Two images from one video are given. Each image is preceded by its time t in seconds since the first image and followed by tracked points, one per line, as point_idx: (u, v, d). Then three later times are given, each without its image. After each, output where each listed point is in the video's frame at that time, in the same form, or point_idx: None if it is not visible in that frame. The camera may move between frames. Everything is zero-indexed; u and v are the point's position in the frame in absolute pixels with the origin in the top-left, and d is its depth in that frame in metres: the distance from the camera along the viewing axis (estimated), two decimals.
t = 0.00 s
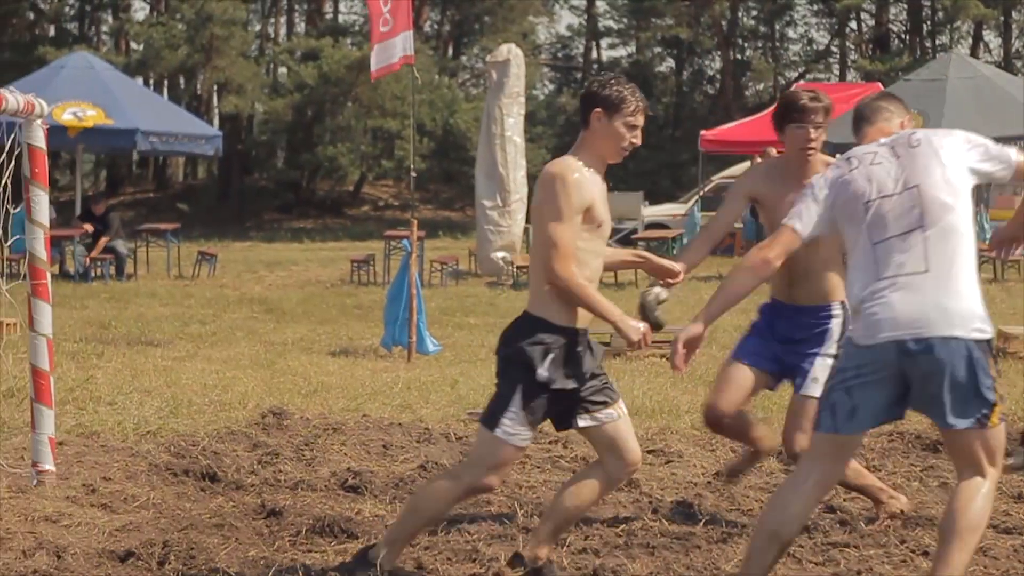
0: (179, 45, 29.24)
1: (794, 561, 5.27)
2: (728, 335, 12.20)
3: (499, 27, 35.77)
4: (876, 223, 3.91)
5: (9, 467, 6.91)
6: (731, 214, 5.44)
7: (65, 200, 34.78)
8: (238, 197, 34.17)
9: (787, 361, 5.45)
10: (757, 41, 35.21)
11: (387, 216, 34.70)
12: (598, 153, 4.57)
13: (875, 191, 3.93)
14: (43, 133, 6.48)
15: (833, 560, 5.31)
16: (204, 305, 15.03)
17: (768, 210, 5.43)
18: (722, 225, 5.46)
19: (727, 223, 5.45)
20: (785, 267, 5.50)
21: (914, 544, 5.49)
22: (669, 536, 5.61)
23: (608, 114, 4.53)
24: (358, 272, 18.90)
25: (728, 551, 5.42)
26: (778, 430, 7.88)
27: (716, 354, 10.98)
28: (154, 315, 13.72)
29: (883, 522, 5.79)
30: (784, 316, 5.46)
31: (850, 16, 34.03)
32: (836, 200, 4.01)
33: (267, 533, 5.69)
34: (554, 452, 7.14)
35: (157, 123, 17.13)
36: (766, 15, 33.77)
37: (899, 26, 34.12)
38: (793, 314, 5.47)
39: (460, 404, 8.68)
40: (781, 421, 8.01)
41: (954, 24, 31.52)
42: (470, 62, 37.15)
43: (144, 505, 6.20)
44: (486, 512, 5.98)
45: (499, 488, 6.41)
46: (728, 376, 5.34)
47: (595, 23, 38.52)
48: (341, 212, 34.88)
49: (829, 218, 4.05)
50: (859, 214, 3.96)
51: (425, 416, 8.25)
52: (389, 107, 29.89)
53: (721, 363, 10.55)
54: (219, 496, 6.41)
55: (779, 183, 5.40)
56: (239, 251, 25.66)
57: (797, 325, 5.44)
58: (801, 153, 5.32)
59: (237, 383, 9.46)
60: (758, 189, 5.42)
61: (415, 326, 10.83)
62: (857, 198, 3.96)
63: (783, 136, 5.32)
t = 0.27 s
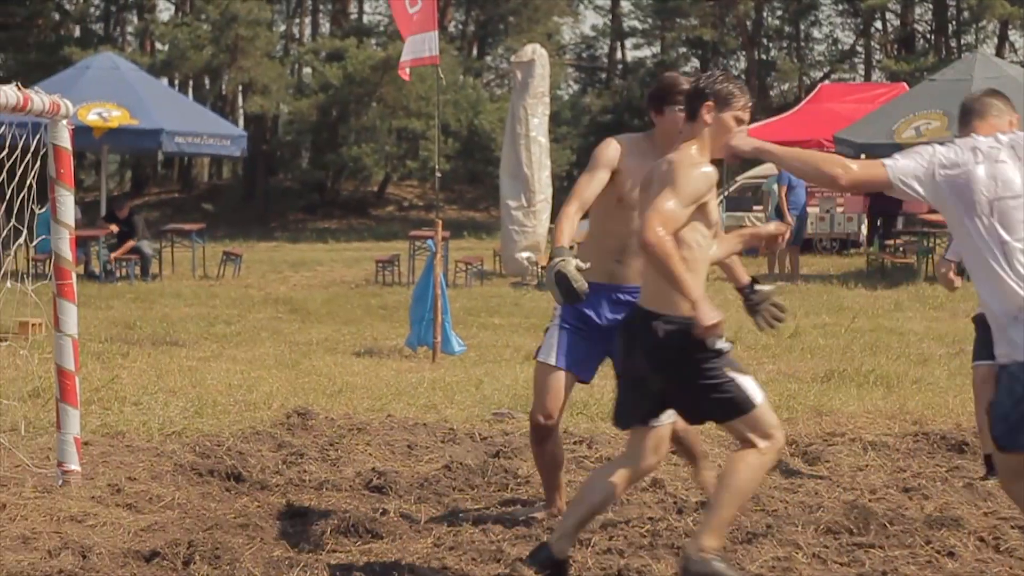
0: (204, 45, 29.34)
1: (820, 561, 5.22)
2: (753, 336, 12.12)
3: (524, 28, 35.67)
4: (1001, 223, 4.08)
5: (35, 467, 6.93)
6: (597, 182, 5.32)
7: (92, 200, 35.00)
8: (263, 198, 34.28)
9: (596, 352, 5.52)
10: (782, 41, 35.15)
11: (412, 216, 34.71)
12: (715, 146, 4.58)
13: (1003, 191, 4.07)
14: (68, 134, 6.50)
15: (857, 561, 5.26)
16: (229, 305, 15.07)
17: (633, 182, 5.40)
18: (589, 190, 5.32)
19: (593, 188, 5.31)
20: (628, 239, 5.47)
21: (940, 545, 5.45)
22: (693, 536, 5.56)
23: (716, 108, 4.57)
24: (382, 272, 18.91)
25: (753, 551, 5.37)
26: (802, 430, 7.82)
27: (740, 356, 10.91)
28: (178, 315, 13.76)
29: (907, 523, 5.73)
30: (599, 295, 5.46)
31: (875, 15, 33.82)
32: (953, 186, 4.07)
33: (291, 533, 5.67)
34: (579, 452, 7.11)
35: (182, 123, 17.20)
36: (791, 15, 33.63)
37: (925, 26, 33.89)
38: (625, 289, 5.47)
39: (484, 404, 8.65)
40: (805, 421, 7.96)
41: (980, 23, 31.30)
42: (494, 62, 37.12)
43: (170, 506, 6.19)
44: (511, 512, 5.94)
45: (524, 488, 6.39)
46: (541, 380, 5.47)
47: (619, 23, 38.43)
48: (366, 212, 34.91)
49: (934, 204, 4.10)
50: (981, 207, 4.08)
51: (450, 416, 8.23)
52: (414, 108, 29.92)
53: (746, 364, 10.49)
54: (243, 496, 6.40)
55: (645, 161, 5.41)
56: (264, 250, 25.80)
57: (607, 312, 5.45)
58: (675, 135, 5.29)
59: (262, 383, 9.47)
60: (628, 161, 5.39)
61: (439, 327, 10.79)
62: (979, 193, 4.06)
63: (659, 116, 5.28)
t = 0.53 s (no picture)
0: (218, 45, 29.37)
1: (834, 562, 5.19)
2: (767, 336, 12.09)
3: (538, 28, 35.59)
4: None
5: (49, 467, 6.94)
6: (575, 168, 5.08)
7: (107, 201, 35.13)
8: (277, 199, 34.35)
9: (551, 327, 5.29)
10: (796, 41, 35.07)
11: (425, 217, 34.72)
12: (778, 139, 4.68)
13: None
14: (83, 135, 6.50)
15: (871, 561, 5.23)
16: (242, 305, 15.11)
17: (601, 167, 5.18)
18: (564, 175, 5.07)
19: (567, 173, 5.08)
20: (591, 224, 5.23)
21: (954, 544, 5.42)
22: (707, 537, 5.54)
23: (779, 100, 4.64)
24: (396, 272, 18.94)
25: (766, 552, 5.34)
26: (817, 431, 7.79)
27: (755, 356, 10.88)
28: (193, 316, 13.80)
29: (921, 524, 5.70)
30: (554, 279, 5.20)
31: (889, 15, 33.67)
32: (1005, 200, 5.12)
33: (305, 533, 5.66)
34: (593, 453, 7.09)
35: (196, 123, 17.21)
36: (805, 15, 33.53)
37: (938, 26, 33.71)
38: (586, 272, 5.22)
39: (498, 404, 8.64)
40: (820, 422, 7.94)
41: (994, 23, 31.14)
42: (507, 62, 37.11)
43: (183, 505, 6.19)
44: (525, 512, 5.92)
45: (537, 488, 6.38)
46: (508, 366, 5.21)
47: (633, 23, 38.35)
48: (379, 213, 34.94)
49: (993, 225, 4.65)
50: None
51: (463, 416, 8.22)
52: (428, 108, 29.97)
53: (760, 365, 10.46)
54: (258, 496, 6.39)
55: (610, 146, 5.23)
56: (278, 251, 25.88)
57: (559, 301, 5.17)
58: (640, 121, 5.17)
59: (276, 383, 9.47)
60: (599, 144, 5.18)
61: (453, 328, 10.77)
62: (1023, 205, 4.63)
63: (625, 100, 5.15)
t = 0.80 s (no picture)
0: (231, 46, 29.39)
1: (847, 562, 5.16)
2: (780, 336, 12.05)
3: (552, 28, 35.50)
4: None
5: (63, 467, 6.95)
6: (553, 219, 5.01)
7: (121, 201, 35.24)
8: (290, 199, 34.39)
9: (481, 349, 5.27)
10: (809, 41, 34.95)
11: (438, 217, 34.72)
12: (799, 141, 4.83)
13: None
14: (96, 135, 6.50)
15: (885, 562, 5.19)
16: (255, 306, 15.13)
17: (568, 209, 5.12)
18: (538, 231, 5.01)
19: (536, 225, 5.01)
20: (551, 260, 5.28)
21: (969, 545, 5.39)
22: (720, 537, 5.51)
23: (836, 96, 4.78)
24: (409, 273, 18.95)
25: (779, 552, 5.32)
26: (831, 431, 7.76)
27: (768, 356, 10.84)
28: (206, 316, 13.81)
29: (934, 525, 5.69)
30: (503, 305, 5.23)
31: (902, 15, 33.53)
32: None
33: (319, 533, 5.65)
34: (605, 453, 7.07)
35: (209, 123, 17.23)
36: (818, 15, 33.41)
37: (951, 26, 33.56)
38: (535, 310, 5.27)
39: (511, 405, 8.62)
40: (833, 422, 7.91)
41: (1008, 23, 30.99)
42: (521, 63, 37.10)
43: (197, 506, 6.19)
44: (538, 512, 5.91)
45: (550, 488, 6.37)
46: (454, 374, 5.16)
47: (646, 24, 38.28)
48: (392, 213, 34.97)
49: None
50: None
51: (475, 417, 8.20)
52: (441, 108, 29.98)
53: (772, 365, 10.43)
54: (272, 496, 6.40)
55: (574, 179, 5.14)
56: (291, 250, 26.01)
57: (498, 338, 5.22)
58: (601, 155, 5.08)
59: (289, 383, 9.49)
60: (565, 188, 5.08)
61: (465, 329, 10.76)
62: None
63: (586, 134, 5.06)
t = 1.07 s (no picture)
0: (244, 47, 29.42)
1: (860, 562, 5.14)
2: (793, 337, 12.00)
3: (564, 28, 35.40)
4: None
5: (76, 467, 6.96)
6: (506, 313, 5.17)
7: (135, 202, 35.34)
8: (302, 200, 34.43)
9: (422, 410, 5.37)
10: (822, 41, 34.79)
11: (450, 217, 34.72)
12: (838, 167, 5.06)
13: None
14: (109, 135, 6.51)
15: (898, 562, 5.16)
16: (268, 306, 15.16)
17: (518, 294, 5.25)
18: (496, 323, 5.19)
19: (491, 313, 5.18)
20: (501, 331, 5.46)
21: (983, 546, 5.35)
22: (732, 538, 5.48)
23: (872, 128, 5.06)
24: (421, 273, 18.96)
25: (793, 552, 5.29)
26: (844, 432, 7.72)
27: (780, 356, 10.80)
28: (220, 316, 13.85)
29: (947, 526, 5.66)
30: (458, 375, 5.35)
31: (915, 15, 33.36)
32: None
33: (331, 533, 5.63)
34: (617, 454, 7.05)
35: (223, 125, 17.27)
36: (831, 16, 33.26)
37: (964, 26, 33.38)
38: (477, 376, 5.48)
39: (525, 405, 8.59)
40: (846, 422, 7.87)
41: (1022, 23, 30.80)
42: (533, 63, 37.12)
43: (209, 505, 6.19)
44: (550, 513, 5.89)
45: (562, 489, 6.35)
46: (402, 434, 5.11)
47: (659, 23, 38.18)
48: (404, 214, 34.98)
49: None
50: None
51: (488, 417, 8.18)
52: (454, 109, 29.98)
53: (785, 365, 10.40)
54: (284, 496, 6.40)
55: (527, 258, 5.25)
56: (303, 251, 26.09)
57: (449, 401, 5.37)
58: (554, 235, 5.17)
59: (301, 383, 9.49)
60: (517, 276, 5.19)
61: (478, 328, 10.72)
62: None
63: (541, 215, 5.13)
